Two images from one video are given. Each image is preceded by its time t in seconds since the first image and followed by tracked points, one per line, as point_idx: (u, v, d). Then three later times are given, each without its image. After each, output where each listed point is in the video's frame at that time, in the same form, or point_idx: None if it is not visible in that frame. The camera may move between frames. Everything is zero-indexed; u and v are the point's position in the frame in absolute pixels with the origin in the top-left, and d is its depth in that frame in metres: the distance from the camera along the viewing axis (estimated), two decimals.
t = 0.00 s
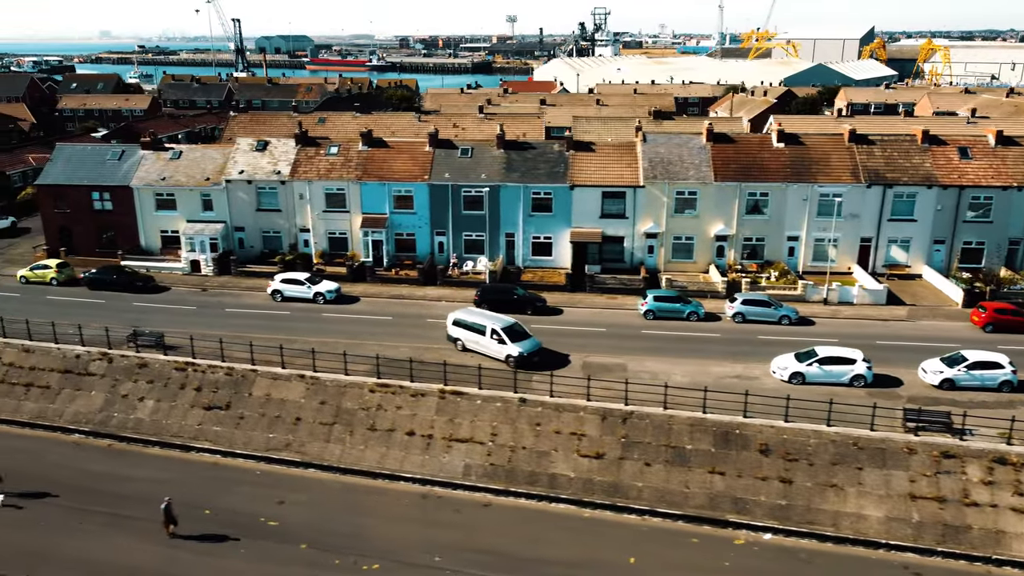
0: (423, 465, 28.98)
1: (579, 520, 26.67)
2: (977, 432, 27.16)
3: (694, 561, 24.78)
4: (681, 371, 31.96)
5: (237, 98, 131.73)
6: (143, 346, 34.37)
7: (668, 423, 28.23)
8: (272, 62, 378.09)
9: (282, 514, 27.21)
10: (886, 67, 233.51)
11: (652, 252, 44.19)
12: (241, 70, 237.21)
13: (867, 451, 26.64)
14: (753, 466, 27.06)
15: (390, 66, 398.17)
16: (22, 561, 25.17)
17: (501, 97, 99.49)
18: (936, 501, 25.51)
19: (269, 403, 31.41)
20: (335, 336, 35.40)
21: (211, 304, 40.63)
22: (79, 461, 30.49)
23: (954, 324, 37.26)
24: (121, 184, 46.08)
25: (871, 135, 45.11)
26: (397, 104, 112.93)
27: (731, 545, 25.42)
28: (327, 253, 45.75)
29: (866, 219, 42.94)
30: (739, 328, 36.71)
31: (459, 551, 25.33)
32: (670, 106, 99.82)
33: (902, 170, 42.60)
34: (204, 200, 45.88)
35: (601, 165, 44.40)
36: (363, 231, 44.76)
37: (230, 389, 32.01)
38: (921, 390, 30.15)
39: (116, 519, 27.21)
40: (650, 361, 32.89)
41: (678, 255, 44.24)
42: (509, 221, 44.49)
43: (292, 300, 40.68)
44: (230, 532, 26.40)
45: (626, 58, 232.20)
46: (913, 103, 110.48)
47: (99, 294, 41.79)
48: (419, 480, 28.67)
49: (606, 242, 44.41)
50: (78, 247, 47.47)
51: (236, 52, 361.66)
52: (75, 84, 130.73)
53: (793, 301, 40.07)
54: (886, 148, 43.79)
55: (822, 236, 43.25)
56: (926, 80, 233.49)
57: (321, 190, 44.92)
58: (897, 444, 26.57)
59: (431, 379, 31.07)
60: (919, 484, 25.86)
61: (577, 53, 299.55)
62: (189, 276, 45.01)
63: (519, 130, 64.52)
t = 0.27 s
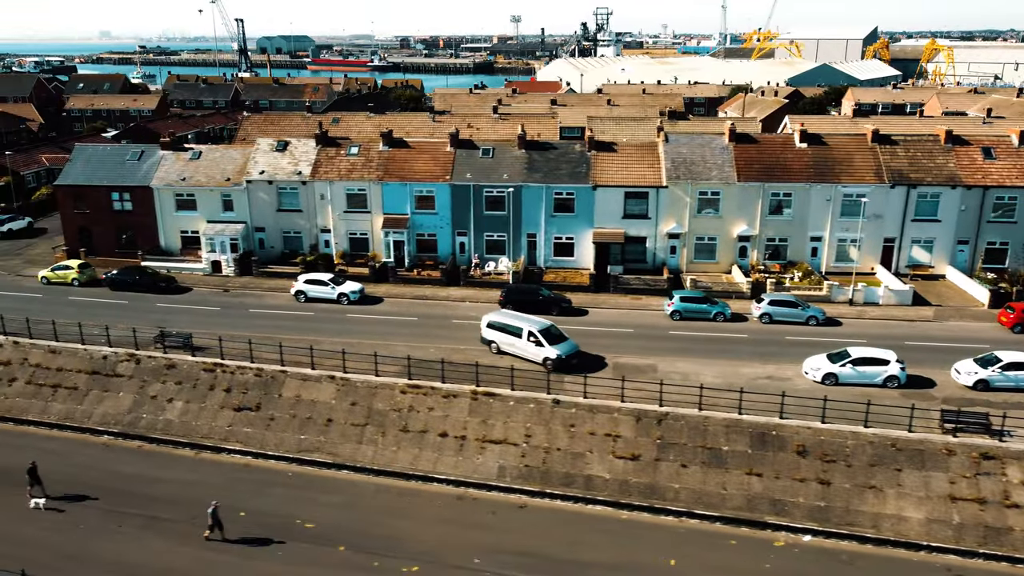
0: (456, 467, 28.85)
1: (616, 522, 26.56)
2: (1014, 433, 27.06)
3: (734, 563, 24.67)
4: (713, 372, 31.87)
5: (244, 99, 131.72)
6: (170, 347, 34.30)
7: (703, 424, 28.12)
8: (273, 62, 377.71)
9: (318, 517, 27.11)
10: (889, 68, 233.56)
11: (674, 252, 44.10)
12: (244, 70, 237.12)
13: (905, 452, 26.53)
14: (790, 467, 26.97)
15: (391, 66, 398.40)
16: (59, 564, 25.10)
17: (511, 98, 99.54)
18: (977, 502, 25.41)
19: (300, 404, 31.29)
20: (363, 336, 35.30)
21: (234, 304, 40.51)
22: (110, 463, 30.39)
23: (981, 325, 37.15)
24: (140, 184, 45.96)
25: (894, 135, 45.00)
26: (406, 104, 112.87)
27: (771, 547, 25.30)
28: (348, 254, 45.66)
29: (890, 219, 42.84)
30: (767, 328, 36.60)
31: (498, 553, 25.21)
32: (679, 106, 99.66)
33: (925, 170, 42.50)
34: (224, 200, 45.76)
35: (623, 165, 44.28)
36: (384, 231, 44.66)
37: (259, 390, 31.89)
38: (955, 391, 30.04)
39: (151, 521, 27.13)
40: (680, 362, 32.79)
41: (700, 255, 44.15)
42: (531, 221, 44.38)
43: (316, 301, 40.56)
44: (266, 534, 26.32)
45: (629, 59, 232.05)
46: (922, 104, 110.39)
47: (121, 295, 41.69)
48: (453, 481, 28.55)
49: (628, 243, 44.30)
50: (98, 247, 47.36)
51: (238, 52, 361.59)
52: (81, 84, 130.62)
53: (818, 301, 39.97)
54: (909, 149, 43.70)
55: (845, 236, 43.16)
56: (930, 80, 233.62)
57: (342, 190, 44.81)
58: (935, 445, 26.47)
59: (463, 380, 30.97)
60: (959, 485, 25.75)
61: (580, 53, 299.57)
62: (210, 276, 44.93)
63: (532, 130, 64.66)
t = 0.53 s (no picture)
0: (491, 468, 28.75)
1: (654, 524, 26.46)
2: None
3: (775, 565, 24.57)
4: (744, 373, 31.77)
5: (251, 99, 131.64)
6: (198, 348, 34.23)
7: (739, 426, 28.04)
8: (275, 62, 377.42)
9: (354, 519, 27.03)
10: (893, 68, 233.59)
11: (697, 253, 44.01)
12: (248, 71, 236.94)
13: (944, 454, 26.45)
14: (828, 469, 26.87)
15: (393, 66, 398.48)
16: (97, 567, 25.04)
17: (520, 98, 99.50)
18: (1017, 504, 25.31)
19: (331, 405, 31.19)
20: (390, 338, 35.21)
21: (258, 306, 40.39)
22: (141, 465, 30.29)
23: (1009, 326, 37.05)
24: (161, 185, 45.86)
25: (917, 135, 44.92)
26: (413, 104, 112.79)
27: (811, 549, 25.20)
28: (369, 255, 45.57)
29: (913, 220, 42.74)
30: (794, 329, 36.52)
31: (537, 555, 25.12)
32: (688, 106, 99.53)
33: (949, 171, 42.42)
34: (245, 201, 45.64)
35: (646, 166, 44.18)
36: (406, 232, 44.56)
37: (289, 392, 31.80)
38: (989, 392, 29.95)
39: (186, 524, 27.06)
40: (711, 363, 32.71)
41: (723, 256, 44.07)
42: (553, 222, 44.28)
43: (340, 302, 40.45)
44: (303, 536, 26.24)
45: (633, 59, 231.98)
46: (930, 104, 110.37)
47: (144, 296, 41.59)
48: (488, 483, 28.44)
49: (650, 244, 44.21)
50: (118, 248, 47.23)
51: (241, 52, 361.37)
52: (88, 85, 130.53)
53: (844, 302, 39.87)
54: (932, 149, 43.62)
55: (868, 237, 43.07)
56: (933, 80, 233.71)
57: (364, 191, 44.70)
58: (974, 447, 26.38)
59: (494, 381, 30.89)
60: (999, 487, 25.66)
61: (583, 53, 299.61)
62: (231, 277, 44.83)
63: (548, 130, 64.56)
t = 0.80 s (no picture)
0: (525, 470, 28.65)
1: (692, 525, 26.37)
2: None
3: (816, 567, 24.47)
4: (776, 374, 31.67)
5: (258, 99, 131.58)
6: (226, 349, 34.15)
7: (775, 427, 27.96)
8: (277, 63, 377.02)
9: (390, 520, 26.93)
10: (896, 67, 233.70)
11: (719, 253, 43.93)
12: (251, 70, 236.89)
13: (983, 455, 26.36)
14: (866, 471, 26.80)
15: (395, 66, 398.55)
16: (134, 568, 24.93)
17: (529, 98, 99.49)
18: None
19: (362, 407, 31.09)
20: (418, 338, 35.12)
21: (282, 306, 40.28)
22: (173, 466, 30.19)
23: None
24: (181, 185, 45.75)
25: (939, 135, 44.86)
26: (421, 104, 112.75)
27: (852, 550, 25.10)
28: (390, 255, 45.50)
29: (937, 220, 42.67)
30: (822, 330, 36.43)
31: (576, 557, 25.01)
32: (697, 106, 99.51)
33: (973, 171, 42.36)
34: (266, 202, 45.53)
35: (668, 166, 44.08)
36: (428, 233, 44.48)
37: (320, 393, 31.71)
38: None
39: (220, 525, 26.97)
40: (742, 364, 32.62)
41: (745, 256, 44.00)
42: (575, 223, 44.18)
43: (364, 303, 40.35)
44: (340, 538, 26.14)
45: (636, 59, 231.99)
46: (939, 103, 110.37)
47: (166, 297, 41.50)
48: (522, 484, 28.34)
49: (673, 244, 44.12)
50: (138, 249, 47.12)
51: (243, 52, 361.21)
52: (95, 85, 130.45)
53: (869, 302, 39.79)
54: (956, 149, 43.57)
55: (892, 237, 43.00)
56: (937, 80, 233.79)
57: (386, 191, 44.61)
58: (1013, 448, 26.29)
59: (527, 382, 30.79)
60: None
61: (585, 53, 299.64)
62: (252, 278, 44.73)
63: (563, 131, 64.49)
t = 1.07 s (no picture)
0: (560, 471, 28.57)
1: (730, 527, 26.29)
2: None
3: (858, 568, 24.39)
4: (808, 375, 31.60)
5: (265, 99, 131.61)
6: (254, 350, 34.08)
7: (812, 428, 27.90)
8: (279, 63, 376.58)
9: (427, 521, 26.83)
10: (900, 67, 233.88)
11: (742, 254, 43.85)
12: (255, 70, 236.87)
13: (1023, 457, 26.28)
14: (904, 472, 26.73)
15: (396, 66, 398.71)
16: (172, 570, 24.81)
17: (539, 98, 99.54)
18: None
19: (394, 408, 31.01)
20: (446, 339, 35.04)
21: (307, 307, 40.19)
22: (204, 467, 30.09)
23: None
24: (202, 185, 45.66)
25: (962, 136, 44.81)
26: (430, 104, 112.77)
27: (893, 552, 25.01)
28: (411, 256, 45.42)
29: (961, 221, 42.60)
30: (850, 330, 36.37)
31: (617, 559, 24.92)
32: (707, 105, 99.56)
33: (997, 172, 42.31)
34: (287, 202, 45.45)
35: (691, 166, 44.02)
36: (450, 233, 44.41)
37: (351, 394, 31.65)
38: None
39: (256, 526, 26.86)
40: (772, 365, 32.56)
41: (768, 257, 43.94)
42: (598, 223, 44.09)
43: (388, 304, 40.27)
44: (378, 539, 26.04)
45: (640, 60, 232.22)
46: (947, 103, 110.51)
47: (189, 298, 41.40)
48: (558, 486, 28.26)
49: (696, 245, 44.05)
50: (158, 249, 47.01)
51: (245, 52, 361.08)
52: (102, 85, 130.43)
53: (895, 303, 39.72)
54: (979, 150, 43.52)
55: (915, 238, 42.94)
56: (940, 79, 233.96)
57: (407, 192, 44.54)
58: None
59: (560, 383, 30.73)
60: None
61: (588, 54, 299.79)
62: (274, 278, 44.65)
63: (578, 131, 64.46)
